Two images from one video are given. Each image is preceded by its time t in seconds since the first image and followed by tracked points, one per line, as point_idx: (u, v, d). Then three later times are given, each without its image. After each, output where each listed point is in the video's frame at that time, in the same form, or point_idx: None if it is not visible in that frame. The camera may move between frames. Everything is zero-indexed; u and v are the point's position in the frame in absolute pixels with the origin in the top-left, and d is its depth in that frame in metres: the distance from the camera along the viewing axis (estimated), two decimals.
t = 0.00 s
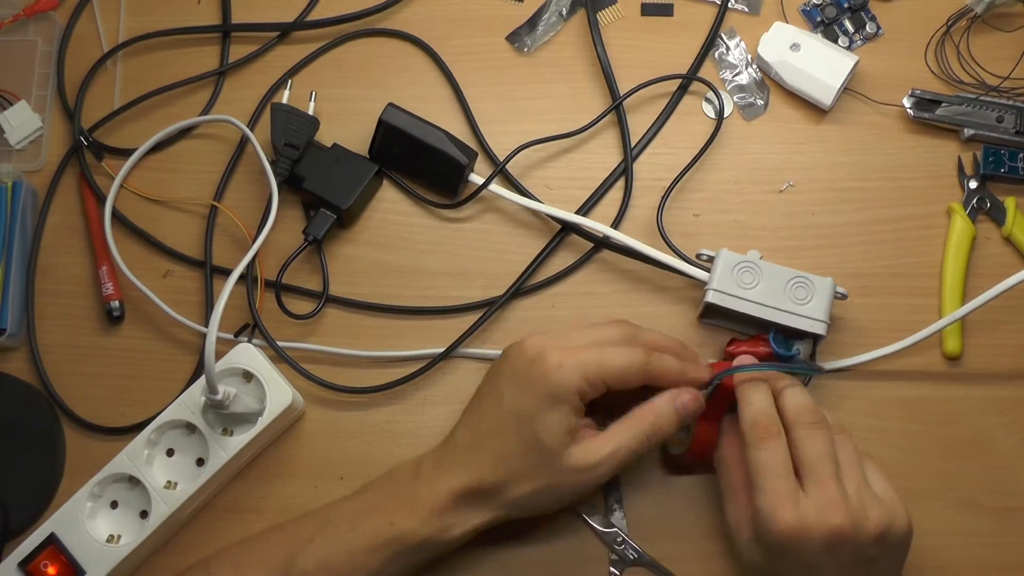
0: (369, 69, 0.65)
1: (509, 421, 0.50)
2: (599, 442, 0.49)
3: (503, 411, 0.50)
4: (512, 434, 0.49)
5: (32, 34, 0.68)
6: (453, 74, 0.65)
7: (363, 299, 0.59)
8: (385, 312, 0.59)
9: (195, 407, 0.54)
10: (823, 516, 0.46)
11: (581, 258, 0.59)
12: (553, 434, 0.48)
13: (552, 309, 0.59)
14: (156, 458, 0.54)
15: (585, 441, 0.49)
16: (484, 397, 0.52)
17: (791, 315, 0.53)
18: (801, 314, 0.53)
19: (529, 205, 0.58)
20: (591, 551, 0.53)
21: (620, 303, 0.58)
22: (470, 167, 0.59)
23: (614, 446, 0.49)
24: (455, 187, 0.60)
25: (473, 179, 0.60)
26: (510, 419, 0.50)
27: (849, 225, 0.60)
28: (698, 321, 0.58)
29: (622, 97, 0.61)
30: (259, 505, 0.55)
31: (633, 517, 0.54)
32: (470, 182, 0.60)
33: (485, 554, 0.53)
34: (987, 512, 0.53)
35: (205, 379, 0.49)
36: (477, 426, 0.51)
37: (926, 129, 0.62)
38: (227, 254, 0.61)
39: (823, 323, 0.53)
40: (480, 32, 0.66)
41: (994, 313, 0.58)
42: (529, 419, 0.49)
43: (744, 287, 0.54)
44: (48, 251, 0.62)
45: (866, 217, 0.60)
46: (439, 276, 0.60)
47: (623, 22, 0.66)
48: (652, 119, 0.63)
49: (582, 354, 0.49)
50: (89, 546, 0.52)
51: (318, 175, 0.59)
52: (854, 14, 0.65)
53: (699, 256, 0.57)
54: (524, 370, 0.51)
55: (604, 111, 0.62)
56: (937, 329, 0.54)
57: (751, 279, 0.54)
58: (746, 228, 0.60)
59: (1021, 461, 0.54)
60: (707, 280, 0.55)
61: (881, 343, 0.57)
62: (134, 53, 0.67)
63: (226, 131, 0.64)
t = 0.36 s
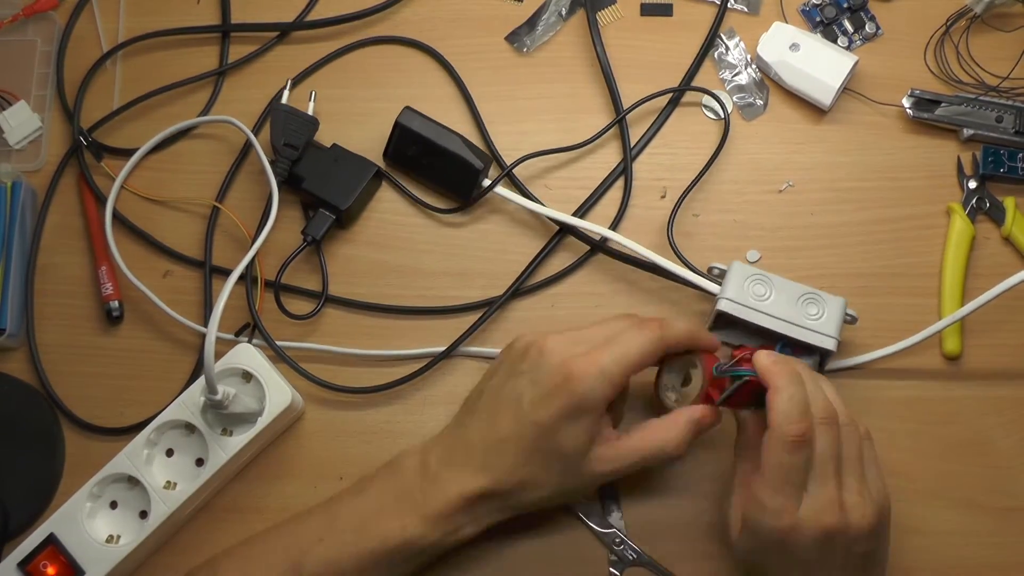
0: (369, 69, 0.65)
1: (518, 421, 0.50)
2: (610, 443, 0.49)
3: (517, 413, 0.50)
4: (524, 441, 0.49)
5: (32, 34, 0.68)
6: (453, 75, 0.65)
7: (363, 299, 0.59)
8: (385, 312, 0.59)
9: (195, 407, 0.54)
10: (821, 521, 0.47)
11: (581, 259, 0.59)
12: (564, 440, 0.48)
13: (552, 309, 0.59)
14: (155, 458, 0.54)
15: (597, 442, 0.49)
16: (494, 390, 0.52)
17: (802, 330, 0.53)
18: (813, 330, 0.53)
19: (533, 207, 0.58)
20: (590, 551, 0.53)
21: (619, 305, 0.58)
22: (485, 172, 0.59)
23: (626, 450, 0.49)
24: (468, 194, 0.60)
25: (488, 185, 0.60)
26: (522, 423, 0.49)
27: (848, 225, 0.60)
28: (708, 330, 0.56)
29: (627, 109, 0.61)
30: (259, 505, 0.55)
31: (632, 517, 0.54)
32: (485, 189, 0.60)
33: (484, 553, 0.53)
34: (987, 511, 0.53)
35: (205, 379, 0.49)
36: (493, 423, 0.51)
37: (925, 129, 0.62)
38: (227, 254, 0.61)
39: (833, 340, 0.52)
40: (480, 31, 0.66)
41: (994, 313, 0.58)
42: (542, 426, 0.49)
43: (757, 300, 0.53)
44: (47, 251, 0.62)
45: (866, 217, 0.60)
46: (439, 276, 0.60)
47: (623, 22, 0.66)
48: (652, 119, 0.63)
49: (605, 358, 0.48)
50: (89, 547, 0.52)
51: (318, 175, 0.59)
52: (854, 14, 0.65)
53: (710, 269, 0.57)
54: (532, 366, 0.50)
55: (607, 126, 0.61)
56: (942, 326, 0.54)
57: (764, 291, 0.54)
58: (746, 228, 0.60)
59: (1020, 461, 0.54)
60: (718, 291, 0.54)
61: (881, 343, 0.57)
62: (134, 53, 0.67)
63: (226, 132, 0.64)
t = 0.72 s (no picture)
0: (369, 69, 0.65)
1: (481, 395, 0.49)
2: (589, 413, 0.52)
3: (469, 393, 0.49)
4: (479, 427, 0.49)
5: (32, 34, 0.68)
6: (453, 74, 0.65)
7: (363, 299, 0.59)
8: (386, 312, 0.59)
9: (195, 407, 0.54)
10: (814, 469, 0.46)
11: (581, 259, 0.59)
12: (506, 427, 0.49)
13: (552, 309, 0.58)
14: (155, 458, 0.54)
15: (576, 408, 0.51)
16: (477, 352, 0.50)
17: (806, 332, 0.54)
18: (817, 333, 0.54)
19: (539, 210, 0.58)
20: (590, 551, 0.53)
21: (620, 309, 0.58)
22: (490, 172, 0.59)
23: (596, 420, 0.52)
24: (470, 192, 0.60)
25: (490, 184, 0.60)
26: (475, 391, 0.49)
27: (849, 225, 0.60)
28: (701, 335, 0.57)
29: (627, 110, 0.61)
30: (259, 505, 0.55)
31: (630, 515, 0.54)
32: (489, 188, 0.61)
33: (485, 553, 0.53)
34: (987, 511, 0.53)
35: (205, 379, 0.49)
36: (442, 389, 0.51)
37: (925, 129, 0.62)
38: (227, 254, 0.61)
39: (835, 343, 0.54)
40: (480, 32, 0.66)
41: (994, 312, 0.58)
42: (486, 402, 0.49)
43: (761, 303, 0.55)
44: (48, 250, 0.62)
45: (867, 217, 0.60)
46: (440, 276, 0.60)
47: (623, 22, 0.66)
48: (652, 119, 0.63)
49: (572, 362, 0.44)
50: (89, 547, 0.52)
51: (319, 175, 0.59)
52: (854, 14, 0.65)
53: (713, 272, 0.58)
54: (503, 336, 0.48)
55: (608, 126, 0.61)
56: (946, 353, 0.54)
57: (766, 294, 0.55)
58: (746, 228, 0.60)
59: (1021, 461, 0.54)
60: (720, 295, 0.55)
61: (881, 344, 0.57)
62: (134, 54, 0.67)
63: (226, 132, 0.64)
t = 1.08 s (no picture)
0: (369, 69, 0.65)
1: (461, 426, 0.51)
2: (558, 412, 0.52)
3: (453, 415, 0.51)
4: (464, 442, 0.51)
5: (32, 34, 0.68)
6: (453, 75, 0.65)
7: (363, 300, 0.59)
8: (386, 312, 0.59)
9: (195, 407, 0.54)
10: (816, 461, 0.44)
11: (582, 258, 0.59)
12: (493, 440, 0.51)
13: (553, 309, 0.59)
14: (156, 458, 0.54)
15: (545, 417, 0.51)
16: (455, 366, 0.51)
17: (761, 321, 0.53)
18: (772, 321, 0.53)
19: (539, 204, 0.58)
20: (591, 551, 0.53)
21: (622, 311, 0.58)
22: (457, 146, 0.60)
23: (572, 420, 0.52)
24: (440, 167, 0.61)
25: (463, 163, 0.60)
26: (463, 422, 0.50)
27: (849, 225, 0.60)
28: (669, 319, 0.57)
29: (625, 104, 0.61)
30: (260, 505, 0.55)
31: (630, 515, 0.54)
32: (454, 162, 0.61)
33: (485, 553, 0.53)
34: (987, 511, 0.53)
35: (206, 380, 0.49)
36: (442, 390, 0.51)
37: (925, 129, 0.62)
38: (227, 254, 0.61)
39: (789, 330, 0.53)
40: (480, 32, 0.66)
41: (994, 312, 0.58)
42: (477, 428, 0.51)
43: (717, 291, 0.55)
44: (48, 250, 0.62)
45: (867, 217, 0.60)
46: (440, 276, 0.60)
47: (623, 22, 0.66)
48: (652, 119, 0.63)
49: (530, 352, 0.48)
50: (89, 547, 0.52)
51: (318, 174, 0.59)
52: (854, 14, 0.65)
53: (666, 267, 0.59)
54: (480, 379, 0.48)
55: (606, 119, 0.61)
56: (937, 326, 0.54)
57: (723, 283, 0.55)
58: (746, 228, 0.60)
59: (1021, 461, 0.54)
60: (672, 285, 0.56)
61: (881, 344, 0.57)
62: (134, 54, 0.67)
63: (226, 132, 0.64)
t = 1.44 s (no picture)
0: (369, 69, 0.65)
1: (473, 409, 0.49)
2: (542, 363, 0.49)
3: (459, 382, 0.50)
4: (464, 415, 0.49)
5: (32, 34, 0.68)
6: (453, 75, 0.65)
7: (362, 300, 0.59)
8: (386, 312, 0.59)
9: (195, 407, 0.54)
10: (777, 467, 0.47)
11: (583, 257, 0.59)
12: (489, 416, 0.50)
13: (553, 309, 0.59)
14: (156, 458, 0.54)
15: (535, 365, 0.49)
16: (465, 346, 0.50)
17: (781, 317, 0.53)
18: (793, 317, 0.53)
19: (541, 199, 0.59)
20: (590, 552, 0.53)
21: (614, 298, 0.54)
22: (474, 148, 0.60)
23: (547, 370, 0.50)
24: (456, 168, 0.61)
25: (475, 162, 0.60)
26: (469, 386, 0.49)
27: (849, 225, 0.60)
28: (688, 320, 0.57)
29: (625, 106, 0.61)
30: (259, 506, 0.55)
31: (629, 516, 0.54)
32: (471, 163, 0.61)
33: (484, 554, 0.53)
34: (987, 511, 0.53)
35: (206, 380, 0.49)
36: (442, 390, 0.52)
37: (925, 129, 0.62)
38: (227, 254, 0.61)
39: (811, 325, 0.53)
40: (480, 32, 0.66)
41: (994, 312, 0.58)
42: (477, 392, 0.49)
43: (736, 288, 0.54)
44: (48, 251, 0.62)
45: (866, 217, 0.60)
46: (440, 276, 0.60)
47: (623, 22, 0.66)
48: (652, 119, 0.63)
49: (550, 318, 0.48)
50: (89, 547, 0.52)
51: (318, 174, 0.59)
52: (854, 14, 0.65)
53: (682, 267, 0.58)
54: (487, 341, 0.48)
55: (606, 122, 0.61)
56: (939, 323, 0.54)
57: (741, 281, 0.54)
58: (745, 228, 0.60)
59: (1021, 460, 0.54)
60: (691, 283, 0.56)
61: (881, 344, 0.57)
62: (134, 54, 0.67)
63: (225, 131, 0.64)
